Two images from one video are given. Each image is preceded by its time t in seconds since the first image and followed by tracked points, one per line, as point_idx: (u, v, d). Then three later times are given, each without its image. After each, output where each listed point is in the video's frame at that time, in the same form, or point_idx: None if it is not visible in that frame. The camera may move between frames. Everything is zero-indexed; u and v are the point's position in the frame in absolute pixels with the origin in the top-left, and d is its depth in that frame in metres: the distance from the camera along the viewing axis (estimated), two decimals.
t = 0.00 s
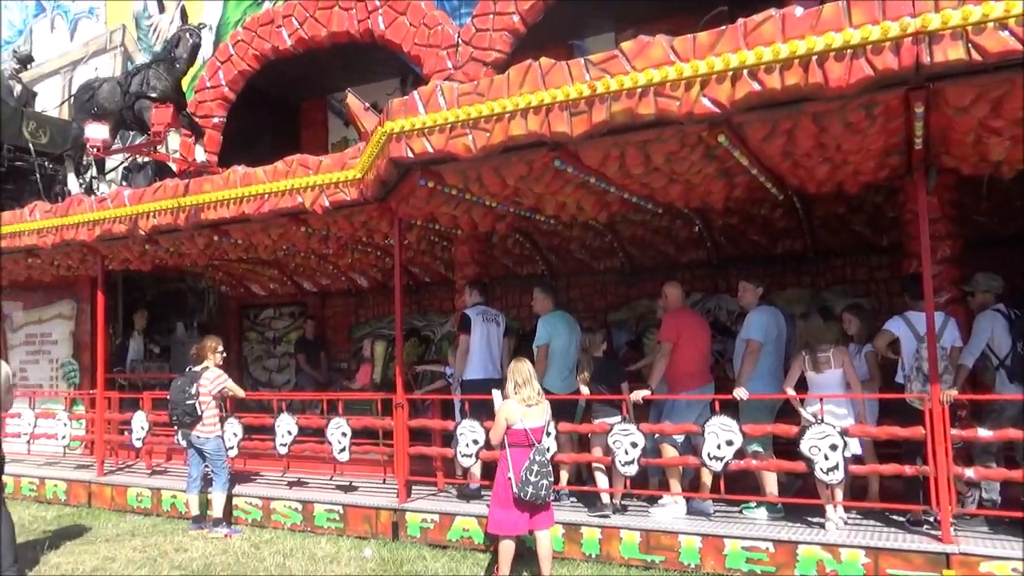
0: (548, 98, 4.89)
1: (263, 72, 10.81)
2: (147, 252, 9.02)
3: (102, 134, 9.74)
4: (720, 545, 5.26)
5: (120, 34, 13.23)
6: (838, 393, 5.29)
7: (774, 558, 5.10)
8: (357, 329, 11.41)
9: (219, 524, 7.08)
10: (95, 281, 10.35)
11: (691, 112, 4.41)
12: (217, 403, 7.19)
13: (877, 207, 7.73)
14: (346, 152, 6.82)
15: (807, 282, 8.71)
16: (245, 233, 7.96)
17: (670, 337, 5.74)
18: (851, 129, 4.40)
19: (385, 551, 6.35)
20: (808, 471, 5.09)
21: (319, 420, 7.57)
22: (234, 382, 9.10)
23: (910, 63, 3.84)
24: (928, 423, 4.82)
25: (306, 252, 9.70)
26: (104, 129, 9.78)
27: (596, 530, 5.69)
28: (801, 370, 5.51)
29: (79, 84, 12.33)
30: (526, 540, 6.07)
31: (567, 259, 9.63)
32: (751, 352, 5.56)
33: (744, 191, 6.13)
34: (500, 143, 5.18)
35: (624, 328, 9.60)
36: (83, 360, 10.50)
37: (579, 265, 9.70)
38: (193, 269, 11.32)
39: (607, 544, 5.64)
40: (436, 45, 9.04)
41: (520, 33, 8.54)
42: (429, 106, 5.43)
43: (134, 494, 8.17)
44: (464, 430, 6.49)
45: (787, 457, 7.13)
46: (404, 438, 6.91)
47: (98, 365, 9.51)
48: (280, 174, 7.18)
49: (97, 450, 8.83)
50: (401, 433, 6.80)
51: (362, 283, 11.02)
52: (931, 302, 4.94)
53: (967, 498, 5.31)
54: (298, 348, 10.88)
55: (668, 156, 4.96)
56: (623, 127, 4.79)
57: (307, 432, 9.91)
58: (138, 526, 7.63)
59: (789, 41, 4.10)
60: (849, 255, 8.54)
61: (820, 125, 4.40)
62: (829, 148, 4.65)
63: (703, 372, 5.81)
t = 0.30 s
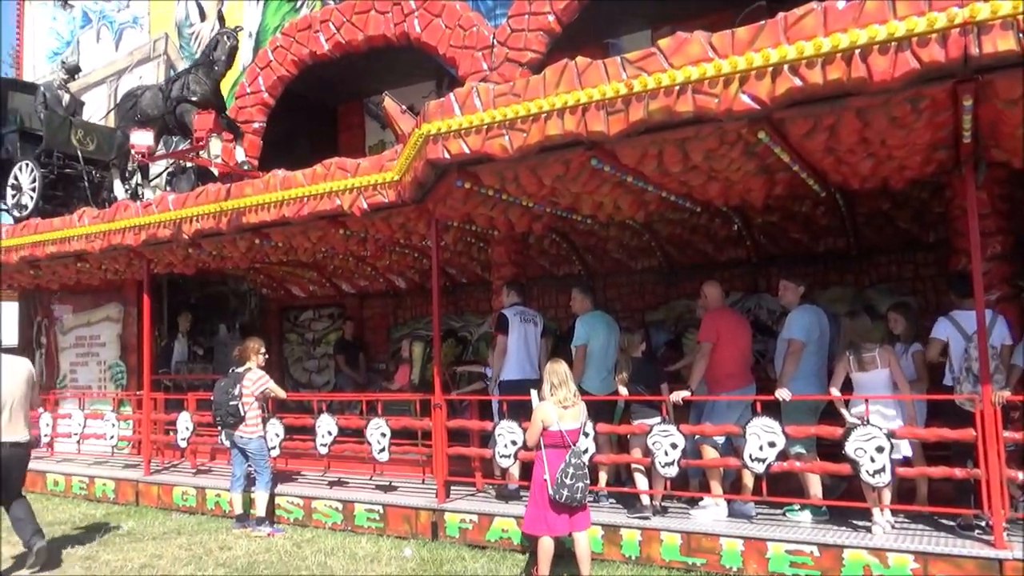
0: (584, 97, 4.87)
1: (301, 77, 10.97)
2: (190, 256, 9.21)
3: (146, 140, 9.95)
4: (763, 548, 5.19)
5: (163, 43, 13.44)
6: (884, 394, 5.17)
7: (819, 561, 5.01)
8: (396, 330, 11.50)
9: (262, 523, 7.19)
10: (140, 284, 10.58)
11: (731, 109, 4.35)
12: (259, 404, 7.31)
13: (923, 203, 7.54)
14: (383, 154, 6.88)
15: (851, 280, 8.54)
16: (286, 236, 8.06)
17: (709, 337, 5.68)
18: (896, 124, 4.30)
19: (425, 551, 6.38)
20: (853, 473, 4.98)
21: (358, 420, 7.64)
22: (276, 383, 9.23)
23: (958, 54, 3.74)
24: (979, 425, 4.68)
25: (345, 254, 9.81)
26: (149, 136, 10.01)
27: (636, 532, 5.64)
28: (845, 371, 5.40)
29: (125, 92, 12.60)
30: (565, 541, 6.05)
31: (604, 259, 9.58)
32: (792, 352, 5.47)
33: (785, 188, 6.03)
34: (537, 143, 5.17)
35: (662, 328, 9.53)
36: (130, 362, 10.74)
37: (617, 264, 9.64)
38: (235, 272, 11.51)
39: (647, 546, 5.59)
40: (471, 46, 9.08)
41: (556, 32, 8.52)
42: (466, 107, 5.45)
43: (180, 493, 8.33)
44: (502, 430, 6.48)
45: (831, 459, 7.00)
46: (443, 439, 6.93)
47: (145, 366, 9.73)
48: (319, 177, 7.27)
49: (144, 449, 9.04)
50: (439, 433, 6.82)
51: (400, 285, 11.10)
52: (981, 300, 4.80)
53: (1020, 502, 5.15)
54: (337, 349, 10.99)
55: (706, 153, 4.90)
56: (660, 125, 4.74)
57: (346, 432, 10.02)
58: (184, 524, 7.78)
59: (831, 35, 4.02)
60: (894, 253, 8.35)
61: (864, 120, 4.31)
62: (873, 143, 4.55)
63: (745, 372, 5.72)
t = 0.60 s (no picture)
0: (619, 95, 4.84)
1: (337, 81, 11.10)
2: (230, 259, 9.37)
3: (187, 146, 10.14)
4: (805, 551, 5.10)
5: (202, 50, 13.71)
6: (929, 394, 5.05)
7: (863, 565, 4.91)
8: (431, 331, 11.57)
9: (301, 522, 7.27)
10: (182, 287, 10.78)
11: (769, 105, 4.29)
12: (298, 404, 7.41)
13: (968, 198, 7.37)
14: (418, 156, 6.92)
15: (893, 278, 8.37)
16: (323, 238, 8.16)
17: (748, 336, 5.59)
18: (940, 117, 4.20)
19: (462, 551, 6.40)
20: (898, 475, 4.88)
21: (395, 421, 7.69)
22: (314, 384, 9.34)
23: (1005, 45, 3.64)
24: None
25: (381, 256, 9.90)
26: (190, 141, 10.19)
27: (674, 534, 5.59)
28: (889, 370, 5.29)
29: (165, 98, 12.85)
30: (602, 542, 6.02)
31: (640, 259, 9.53)
32: (833, 351, 5.36)
33: (824, 184, 5.93)
34: (571, 143, 5.15)
35: (699, 328, 9.46)
36: (172, 363, 10.95)
37: (652, 264, 9.59)
38: (273, 275, 11.67)
39: (686, 548, 5.54)
40: (505, 47, 9.10)
41: (590, 31, 8.50)
42: (500, 107, 5.45)
43: (221, 492, 8.47)
44: (538, 431, 6.47)
45: (874, 460, 6.86)
46: (479, 439, 6.95)
47: (187, 367, 9.91)
48: (355, 180, 7.33)
49: (187, 449, 9.21)
50: (475, 434, 6.84)
51: (435, 286, 11.16)
52: None
53: None
54: (373, 350, 11.08)
55: (744, 150, 4.84)
56: (697, 123, 4.69)
57: (383, 432, 10.10)
58: (225, 522, 7.92)
59: (872, 27, 3.94)
60: (938, 249, 8.17)
61: (907, 114, 4.22)
62: (917, 137, 4.45)
63: (785, 372, 5.63)
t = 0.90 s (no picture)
0: (661, 92, 4.80)
1: (377, 84, 11.21)
2: (275, 260, 9.55)
3: (232, 150, 10.33)
4: (855, 554, 5.00)
5: (246, 55, 13.99)
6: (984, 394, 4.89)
7: (915, 569, 4.79)
8: (471, 331, 11.62)
9: (346, 520, 7.35)
10: (228, 288, 10.99)
11: (814, 99, 4.21)
12: (342, 403, 7.50)
13: None
14: (459, 156, 6.96)
15: (945, 274, 8.15)
16: (365, 239, 8.25)
17: (795, 335, 5.50)
18: (995, 108, 4.07)
19: (505, 550, 6.41)
20: (952, 477, 4.75)
21: (437, 420, 7.73)
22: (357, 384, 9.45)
23: None
24: None
25: (421, 256, 9.97)
26: (235, 145, 10.39)
27: (719, 535, 5.53)
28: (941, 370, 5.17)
29: (210, 104, 13.02)
30: (646, 543, 5.98)
31: (681, 257, 9.45)
32: (883, 349, 5.24)
33: (872, 179, 5.80)
34: (612, 141, 5.12)
35: (743, 327, 9.34)
36: (219, 363, 11.17)
37: (694, 262, 9.50)
38: (317, 276, 11.84)
39: (731, 549, 5.47)
40: (543, 46, 9.09)
41: (629, 28, 8.45)
42: (540, 107, 5.45)
43: (268, 490, 8.63)
44: (580, 430, 6.45)
45: (927, 461, 6.69)
46: (521, 438, 6.95)
47: (234, 367, 10.11)
48: (396, 181, 7.39)
49: (234, 447, 9.40)
50: (517, 433, 6.85)
51: (476, 285, 11.20)
52: None
53: None
54: (415, 350, 11.17)
55: (789, 146, 4.76)
56: (740, 118, 4.63)
57: (425, 431, 10.18)
58: (272, 519, 8.05)
59: (922, 17, 3.84)
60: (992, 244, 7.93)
61: (959, 105, 4.10)
62: (970, 130, 4.32)
63: (833, 372, 5.53)
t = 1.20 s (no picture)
0: (698, 89, 4.75)
1: (413, 86, 11.30)
2: (314, 262, 9.69)
3: (272, 154, 10.49)
4: (901, 557, 4.89)
5: (284, 60, 14.21)
6: None
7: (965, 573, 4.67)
8: (508, 331, 11.64)
9: (385, 519, 7.41)
10: (269, 290, 11.15)
11: (857, 92, 4.12)
12: (381, 403, 7.56)
13: None
14: (494, 156, 6.98)
15: (994, 271, 7.92)
16: (402, 241, 8.32)
17: (839, 334, 5.39)
18: None
19: (543, 550, 6.40)
20: (1003, 479, 4.61)
21: (474, 420, 7.75)
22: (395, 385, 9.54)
23: None
24: None
25: (458, 257, 10.02)
26: (274, 149, 10.55)
27: (760, 537, 5.45)
28: (991, 370, 5.04)
29: (250, 108, 13.21)
30: (686, 544, 5.92)
31: (720, 255, 9.36)
32: (930, 349, 5.11)
33: (917, 174, 5.67)
34: (649, 139, 5.09)
35: (783, 326, 9.21)
36: (260, 364, 11.34)
37: (733, 260, 9.40)
38: (355, 278, 11.96)
39: (774, 551, 5.39)
40: (578, 45, 9.07)
41: (665, 25, 8.39)
42: (576, 106, 5.44)
43: (308, 489, 8.74)
44: (618, 431, 6.41)
45: (976, 463, 6.52)
46: (559, 439, 6.94)
47: (274, 368, 10.26)
48: (432, 182, 7.43)
49: (275, 447, 9.54)
50: (554, 434, 6.83)
51: (512, 286, 11.22)
52: None
53: None
54: (452, 350, 11.22)
55: (830, 141, 4.67)
56: (779, 114, 4.56)
57: (463, 432, 10.21)
58: (313, 518, 8.16)
59: (970, 6, 3.74)
60: None
61: (1009, 97, 3.99)
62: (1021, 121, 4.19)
63: (878, 372, 5.42)
